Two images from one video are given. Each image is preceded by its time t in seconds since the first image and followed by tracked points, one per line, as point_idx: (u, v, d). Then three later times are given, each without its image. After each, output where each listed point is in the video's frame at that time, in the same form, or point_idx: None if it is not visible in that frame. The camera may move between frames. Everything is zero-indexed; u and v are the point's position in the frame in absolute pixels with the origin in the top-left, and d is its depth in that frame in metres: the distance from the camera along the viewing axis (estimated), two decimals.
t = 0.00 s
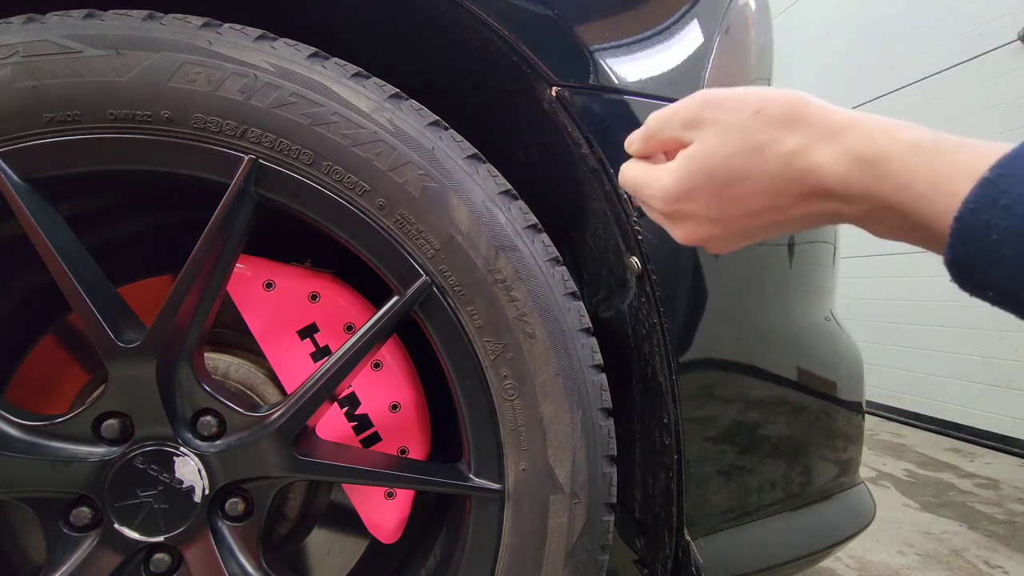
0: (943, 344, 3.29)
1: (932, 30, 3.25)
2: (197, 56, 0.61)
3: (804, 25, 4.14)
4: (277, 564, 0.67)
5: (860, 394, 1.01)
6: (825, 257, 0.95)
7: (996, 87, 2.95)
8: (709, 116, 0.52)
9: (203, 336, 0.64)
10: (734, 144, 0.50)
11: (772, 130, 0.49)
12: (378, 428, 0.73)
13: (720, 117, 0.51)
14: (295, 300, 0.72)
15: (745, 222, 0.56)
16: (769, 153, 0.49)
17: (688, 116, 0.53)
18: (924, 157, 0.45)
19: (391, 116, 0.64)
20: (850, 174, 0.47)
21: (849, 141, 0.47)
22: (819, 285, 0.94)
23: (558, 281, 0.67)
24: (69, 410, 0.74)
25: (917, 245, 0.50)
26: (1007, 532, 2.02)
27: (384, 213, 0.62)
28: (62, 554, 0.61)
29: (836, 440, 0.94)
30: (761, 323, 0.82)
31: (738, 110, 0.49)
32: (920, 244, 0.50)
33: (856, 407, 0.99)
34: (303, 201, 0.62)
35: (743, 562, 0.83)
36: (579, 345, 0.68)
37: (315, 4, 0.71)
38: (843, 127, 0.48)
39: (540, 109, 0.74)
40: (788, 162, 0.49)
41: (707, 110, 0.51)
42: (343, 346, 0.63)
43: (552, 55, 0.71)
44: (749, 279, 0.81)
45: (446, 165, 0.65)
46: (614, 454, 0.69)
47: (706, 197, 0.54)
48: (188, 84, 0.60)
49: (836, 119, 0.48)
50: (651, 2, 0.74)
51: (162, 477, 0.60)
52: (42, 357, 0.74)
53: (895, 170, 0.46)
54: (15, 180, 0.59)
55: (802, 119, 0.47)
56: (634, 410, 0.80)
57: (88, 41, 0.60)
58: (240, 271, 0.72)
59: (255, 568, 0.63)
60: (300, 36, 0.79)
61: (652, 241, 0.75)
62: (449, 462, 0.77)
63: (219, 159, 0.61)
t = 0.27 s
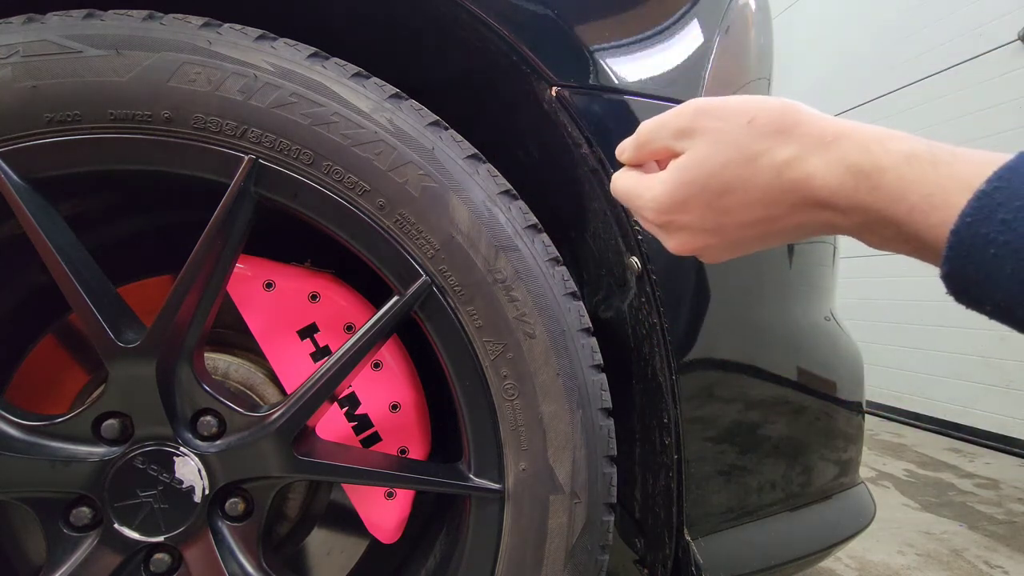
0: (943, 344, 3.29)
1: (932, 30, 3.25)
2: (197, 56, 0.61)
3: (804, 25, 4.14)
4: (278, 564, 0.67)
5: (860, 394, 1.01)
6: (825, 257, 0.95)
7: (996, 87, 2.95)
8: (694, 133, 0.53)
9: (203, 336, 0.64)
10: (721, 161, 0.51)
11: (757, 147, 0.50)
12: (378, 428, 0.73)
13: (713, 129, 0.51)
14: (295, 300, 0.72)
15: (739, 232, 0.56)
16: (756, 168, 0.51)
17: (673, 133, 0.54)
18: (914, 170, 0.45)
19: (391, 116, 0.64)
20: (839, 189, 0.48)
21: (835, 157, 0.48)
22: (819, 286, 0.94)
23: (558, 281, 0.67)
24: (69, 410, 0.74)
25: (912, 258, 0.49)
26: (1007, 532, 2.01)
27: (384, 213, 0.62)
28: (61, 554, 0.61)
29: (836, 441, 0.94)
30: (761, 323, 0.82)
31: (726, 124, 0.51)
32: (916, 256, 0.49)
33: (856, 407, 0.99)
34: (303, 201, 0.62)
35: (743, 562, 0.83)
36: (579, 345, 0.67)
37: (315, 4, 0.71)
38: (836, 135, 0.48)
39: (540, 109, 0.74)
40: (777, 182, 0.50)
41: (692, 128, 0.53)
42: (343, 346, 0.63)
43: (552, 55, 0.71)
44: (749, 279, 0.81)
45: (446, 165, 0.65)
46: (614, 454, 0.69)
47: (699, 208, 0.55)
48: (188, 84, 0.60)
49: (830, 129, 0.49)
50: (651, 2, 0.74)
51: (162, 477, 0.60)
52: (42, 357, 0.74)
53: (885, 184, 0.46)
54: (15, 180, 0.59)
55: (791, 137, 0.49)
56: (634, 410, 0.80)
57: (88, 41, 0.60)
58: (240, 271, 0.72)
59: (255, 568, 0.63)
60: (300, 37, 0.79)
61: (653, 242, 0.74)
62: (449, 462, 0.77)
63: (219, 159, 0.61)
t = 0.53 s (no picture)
0: (943, 344, 3.28)
1: (933, 30, 3.25)
2: (197, 55, 0.61)
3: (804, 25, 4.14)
4: (277, 565, 0.67)
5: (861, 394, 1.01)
6: (825, 257, 0.94)
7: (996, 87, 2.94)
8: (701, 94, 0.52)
9: (202, 336, 0.63)
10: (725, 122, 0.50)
11: (772, 104, 0.48)
12: (378, 428, 0.73)
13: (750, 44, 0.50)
14: (295, 301, 0.72)
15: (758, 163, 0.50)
16: (764, 133, 0.48)
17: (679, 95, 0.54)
18: (929, 125, 0.41)
19: (391, 116, 0.64)
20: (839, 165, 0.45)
21: (854, 119, 0.44)
22: (819, 285, 0.93)
23: (558, 280, 0.67)
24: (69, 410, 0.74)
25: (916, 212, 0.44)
26: (1008, 533, 2.01)
27: (384, 213, 0.62)
28: (61, 554, 0.61)
29: (837, 441, 0.94)
30: (761, 323, 0.82)
31: (744, 78, 0.49)
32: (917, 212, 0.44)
33: (857, 407, 0.99)
34: (302, 201, 0.62)
35: (743, 562, 0.83)
36: (579, 345, 0.67)
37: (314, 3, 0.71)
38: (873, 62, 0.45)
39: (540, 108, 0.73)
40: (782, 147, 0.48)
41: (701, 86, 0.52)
42: (342, 346, 0.63)
43: (552, 55, 0.71)
44: (749, 279, 0.80)
45: (446, 165, 0.64)
46: (614, 454, 0.69)
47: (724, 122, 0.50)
48: (188, 84, 0.60)
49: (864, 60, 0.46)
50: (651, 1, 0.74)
51: (161, 477, 0.60)
52: (41, 357, 0.74)
53: (890, 163, 0.43)
54: (15, 180, 0.59)
55: (815, 93, 0.46)
56: (634, 411, 0.80)
57: (87, 41, 0.60)
58: (240, 271, 0.72)
59: (255, 568, 0.63)
60: (300, 36, 0.79)
61: (652, 241, 0.75)
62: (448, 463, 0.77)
63: (219, 159, 0.61)
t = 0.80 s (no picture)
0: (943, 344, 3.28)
1: (933, 30, 3.25)
2: (197, 55, 0.61)
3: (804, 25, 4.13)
4: (277, 565, 0.67)
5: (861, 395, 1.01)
6: (825, 257, 0.94)
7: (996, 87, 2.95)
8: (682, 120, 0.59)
9: (202, 336, 0.63)
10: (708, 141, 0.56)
11: (749, 125, 0.54)
12: (378, 428, 0.73)
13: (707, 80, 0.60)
14: (295, 301, 0.72)
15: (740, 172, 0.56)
16: (743, 151, 0.55)
17: (663, 125, 0.61)
18: (888, 135, 0.46)
19: (391, 116, 0.64)
20: (812, 175, 0.50)
21: (824, 135, 0.50)
22: (819, 285, 0.93)
23: (558, 281, 0.67)
24: (69, 410, 0.73)
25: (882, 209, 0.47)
26: (1008, 533, 2.01)
27: (384, 213, 0.62)
28: (61, 554, 0.60)
29: (837, 441, 0.94)
30: (761, 323, 0.82)
31: (721, 104, 0.56)
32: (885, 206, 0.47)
33: (857, 407, 0.99)
34: (302, 201, 0.62)
35: (743, 563, 0.83)
36: (579, 345, 0.67)
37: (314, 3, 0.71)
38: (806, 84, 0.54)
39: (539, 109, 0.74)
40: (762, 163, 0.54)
41: (681, 114, 0.59)
42: (342, 346, 0.63)
43: (552, 55, 0.71)
44: (749, 279, 0.80)
45: (446, 165, 0.64)
46: (614, 454, 0.69)
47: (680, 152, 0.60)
48: (187, 84, 0.60)
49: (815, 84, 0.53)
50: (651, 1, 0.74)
51: (161, 477, 0.60)
52: (42, 357, 0.74)
53: (856, 171, 0.47)
54: (15, 180, 0.59)
55: (786, 115, 0.52)
56: (634, 410, 0.80)
57: (87, 41, 0.60)
58: (240, 271, 0.72)
59: (255, 568, 0.63)
60: (300, 36, 0.79)
61: (652, 241, 0.75)
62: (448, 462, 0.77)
63: (219, 159, 0.61)
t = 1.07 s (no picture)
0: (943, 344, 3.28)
1: (933, 29, 3.25)
2: (197, 55, 0.61)
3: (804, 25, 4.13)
4: (277, 565, 0.67)
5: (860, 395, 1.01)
6: (825, 257, 0.94)
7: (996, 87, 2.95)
8: (677, 117, 0.62)
9: (202, 336, 0.63)
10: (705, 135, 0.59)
11: (741, 120, 0.58)
12: (378, 428, 0.73)
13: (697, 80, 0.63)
14: (295, 301, 0.72)
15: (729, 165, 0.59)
16: (736, 144, 0.58)
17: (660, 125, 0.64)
18: (874, 127, 0.50)
19: (391, 116, 0.64)
20: (798, 166, 0.54)
21: (813, 128, 0.54)
22: (819, 285, 0.93)
23: (558, 281, 0.67)
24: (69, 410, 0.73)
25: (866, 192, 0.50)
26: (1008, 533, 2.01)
27: (384, 213, 0.62)
28: (61, 554, 0.60)
29: (837, 441, 0.94)
30: (761, 324, 0.82)
31: (712, 102, 0.59)
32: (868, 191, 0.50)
33: (857, 408, 0.99)
34: (302, 201, 0.62)
35: (743, 563, 0.83)
36: (579, 345, 0.67)
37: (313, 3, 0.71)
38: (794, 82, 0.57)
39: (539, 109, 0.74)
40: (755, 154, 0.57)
41: (674, 111, 0.62)
42: (342, 346, 0.63)
43: (552, 55, 0.70)
44: (749, 279, 0.80)
45: (446, 165, 0.64)
46: (614, 454, 0.69)
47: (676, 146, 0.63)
48: (187, 84, 0.60)
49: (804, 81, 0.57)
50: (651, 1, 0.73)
51: (161, 477, 0.60)
52: (42, 357, 0.74)
53: (842, 161, 0.51)
54: (15, 180, 0.59)
55: (777, 110, 0.56)
56: (634, 410, 0.80)
57: (87, 41, 0.60)
58: (240, 271, 0.72)
59: (255, 568, 0.63)
60: (300, 36, 0.79)
61: (652, 241, 0.75)
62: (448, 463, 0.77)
63: (219, 159, 0.61)
